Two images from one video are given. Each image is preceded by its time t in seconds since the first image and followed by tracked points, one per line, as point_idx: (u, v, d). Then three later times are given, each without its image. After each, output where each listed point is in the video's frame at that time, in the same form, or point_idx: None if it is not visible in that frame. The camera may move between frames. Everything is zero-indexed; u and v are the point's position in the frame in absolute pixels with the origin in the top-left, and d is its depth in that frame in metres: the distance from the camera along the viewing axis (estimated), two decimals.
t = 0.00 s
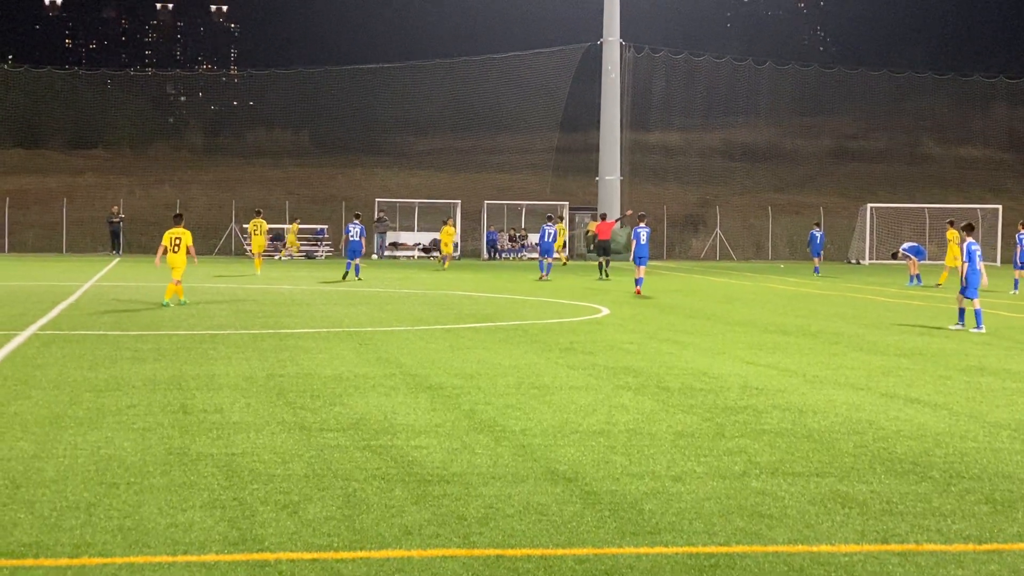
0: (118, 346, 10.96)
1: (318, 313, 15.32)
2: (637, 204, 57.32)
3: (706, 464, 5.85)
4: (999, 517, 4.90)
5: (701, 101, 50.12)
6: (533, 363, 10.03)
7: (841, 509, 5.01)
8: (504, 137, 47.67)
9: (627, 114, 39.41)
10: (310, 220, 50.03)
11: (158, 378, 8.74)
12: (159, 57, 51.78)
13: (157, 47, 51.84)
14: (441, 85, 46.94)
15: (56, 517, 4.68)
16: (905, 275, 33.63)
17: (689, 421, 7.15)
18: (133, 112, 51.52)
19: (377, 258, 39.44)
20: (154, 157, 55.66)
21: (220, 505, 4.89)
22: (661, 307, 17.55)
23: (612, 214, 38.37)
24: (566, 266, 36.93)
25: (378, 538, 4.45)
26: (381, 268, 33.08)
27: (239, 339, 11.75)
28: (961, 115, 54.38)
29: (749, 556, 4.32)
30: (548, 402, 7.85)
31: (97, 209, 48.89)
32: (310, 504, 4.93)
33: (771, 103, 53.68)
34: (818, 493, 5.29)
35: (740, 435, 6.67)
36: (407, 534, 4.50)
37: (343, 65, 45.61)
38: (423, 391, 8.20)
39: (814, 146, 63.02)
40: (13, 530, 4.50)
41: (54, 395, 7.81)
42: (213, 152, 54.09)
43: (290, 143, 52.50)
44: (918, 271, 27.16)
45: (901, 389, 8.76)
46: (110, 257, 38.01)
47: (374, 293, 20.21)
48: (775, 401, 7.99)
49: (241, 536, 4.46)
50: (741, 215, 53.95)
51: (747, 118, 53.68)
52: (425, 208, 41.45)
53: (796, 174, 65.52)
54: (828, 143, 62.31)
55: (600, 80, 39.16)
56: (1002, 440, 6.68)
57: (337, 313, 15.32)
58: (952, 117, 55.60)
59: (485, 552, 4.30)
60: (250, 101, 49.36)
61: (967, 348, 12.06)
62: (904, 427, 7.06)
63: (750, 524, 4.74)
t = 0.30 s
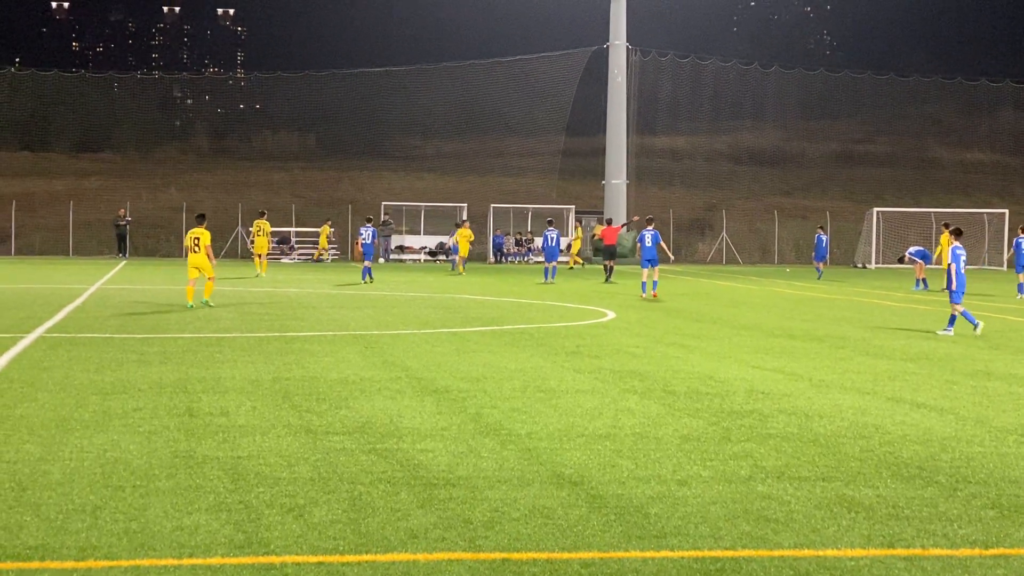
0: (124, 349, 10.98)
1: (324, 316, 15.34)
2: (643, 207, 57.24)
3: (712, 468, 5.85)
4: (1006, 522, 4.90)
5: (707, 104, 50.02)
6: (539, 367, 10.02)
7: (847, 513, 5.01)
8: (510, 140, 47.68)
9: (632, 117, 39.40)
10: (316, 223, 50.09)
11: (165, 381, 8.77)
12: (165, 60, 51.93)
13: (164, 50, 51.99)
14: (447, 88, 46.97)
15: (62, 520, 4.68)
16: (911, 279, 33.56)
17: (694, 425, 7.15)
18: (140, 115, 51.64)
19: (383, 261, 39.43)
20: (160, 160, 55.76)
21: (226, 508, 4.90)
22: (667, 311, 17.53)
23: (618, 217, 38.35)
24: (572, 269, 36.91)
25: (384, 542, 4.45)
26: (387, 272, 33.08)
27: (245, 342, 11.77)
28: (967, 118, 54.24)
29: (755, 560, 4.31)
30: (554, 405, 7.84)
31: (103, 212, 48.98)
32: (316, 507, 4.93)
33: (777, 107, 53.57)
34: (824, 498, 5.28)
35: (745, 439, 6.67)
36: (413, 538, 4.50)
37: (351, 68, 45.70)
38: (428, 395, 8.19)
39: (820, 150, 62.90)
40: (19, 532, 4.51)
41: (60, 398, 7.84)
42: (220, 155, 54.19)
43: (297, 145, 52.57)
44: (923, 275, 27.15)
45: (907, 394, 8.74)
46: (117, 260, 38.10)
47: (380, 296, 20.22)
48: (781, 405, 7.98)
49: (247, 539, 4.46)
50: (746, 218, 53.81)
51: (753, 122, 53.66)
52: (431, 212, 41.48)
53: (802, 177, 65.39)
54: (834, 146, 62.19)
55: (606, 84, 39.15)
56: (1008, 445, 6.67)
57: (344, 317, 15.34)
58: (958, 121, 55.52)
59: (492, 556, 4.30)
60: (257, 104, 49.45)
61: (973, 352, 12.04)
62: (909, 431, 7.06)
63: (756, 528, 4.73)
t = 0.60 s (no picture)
0: (130, 351, 11.01)
1: (330, 319, 15.35)
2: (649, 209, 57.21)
3: (718, 471, 5.85)
4: (1013, 525, 4.89)
5: (713, 107, 49.92)
6: (545, 369, 10.02)
7: (853, 515, 5.00)
8: (516, 143, 47.66)
9: (638, 120, 39.38)
10: (322, 225, 50.14)
11: (171, 383, 8.77)
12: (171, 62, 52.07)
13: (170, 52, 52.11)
14: (453, 91, 46.99)
15: (68, 522, 4.70)
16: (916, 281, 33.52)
17: (701, 427, 7.14)
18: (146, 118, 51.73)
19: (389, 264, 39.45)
20: (167, 162, 55.86)
21: (233, 510, 4.91)
22: (673, 314, 17.52)
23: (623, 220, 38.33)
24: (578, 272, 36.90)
25: (390, 543, 4.46)
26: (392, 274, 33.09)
27: (251, 344, 11.79)
28: (974, 120, 54.09)
29: (761, 563, 4.31)
30: (560, 408, 7.84)
31: (109, 214, 49.05)
32: (322, 509, 4.94)
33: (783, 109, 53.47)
34: (830, 500, 5.28)
35: (751, 442, 6.67)
36: (419, 540, 4.51)
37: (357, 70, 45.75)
38: (434, 397, 8.19)
39: (826, 152, 62.77)
40: (25, 533, 4.52)
41: (66, 400, 7.86)
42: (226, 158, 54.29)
43: (303, 148, 52.67)
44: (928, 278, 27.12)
45: (913, 397, 8.72)
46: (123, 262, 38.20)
47: (385, 298, 20.25)
48: (786, 408, 7.98)
49: (253, 541, 4.47)
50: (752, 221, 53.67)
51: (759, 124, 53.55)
52: (437, 214, 41.48)
53: (809, 180, 65.27)
54: (840, 149, 62.01)
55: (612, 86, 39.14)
56: (1014, 447, 6.65)
57: (350, 319, 15.34)
58: (964, 124, 55.38)
59: (497, 558, 4.30)
60: (263, 107, 49.52)
61: (979, 355, 12.01)
62: (915, 434, 7.04)
63: (762, 531, 4.73)
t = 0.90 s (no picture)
0: (138, 353, 11.03)
1: (337, 320, 15.36)
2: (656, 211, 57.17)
3: (725, 472, 5.85)
4: (1021, 527, 4.87)
5: (720, 108, 49.84)
6: (552, 371, 10.03)
7: (860, 517, 4.99)
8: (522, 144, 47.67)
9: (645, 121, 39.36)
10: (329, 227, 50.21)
11: (179, 386, 8.78)
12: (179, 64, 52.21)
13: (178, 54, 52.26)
14: (460, 93, 47.01)
15: (76, 523, 4.72)
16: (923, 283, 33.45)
17: (708, 429, 7.13)
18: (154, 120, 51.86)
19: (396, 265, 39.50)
20: (173, 164, 55.99)
21: (239, 511, 4.92)
22: (680, 315, 17.53)
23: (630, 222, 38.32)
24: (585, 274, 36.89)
25: (396, 545, 4.46)
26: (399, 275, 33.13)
27: (259, 346, 11.82)
28: (982, 122, 53.89)
29: (769, 565, 4.30)
30: (567, 410, 7.84)
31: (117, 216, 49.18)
32: (328, 511, 4.94)
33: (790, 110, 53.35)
34: (837, 502, 5.27)
35: (758, 443, 6.66)
36: (426, 542, 4.51)
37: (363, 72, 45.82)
38: (441, 399, 8.19)
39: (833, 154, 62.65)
40: (33, 535, 4.54)
41: (74, 402, 7.87)
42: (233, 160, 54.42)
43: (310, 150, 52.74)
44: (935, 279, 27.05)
45: (920, 399, 8.70)
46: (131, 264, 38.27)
47: (391, 300, 20.28)
48: (793, 409, 7.98)
49: (260, 543, 4.48)
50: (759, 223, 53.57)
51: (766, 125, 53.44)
52: (444, 216, 41.52)
53: (816, 181, 65.11)
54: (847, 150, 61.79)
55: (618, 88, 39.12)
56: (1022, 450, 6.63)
57: (356, 321, 15.36)
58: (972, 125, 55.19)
59: (504, 559, 4.30)
60: (270, 109, 49.62)
61: (986, 357, 11.99)
62: (922, 436, 7.02)
63: (769, 533, 4.72)
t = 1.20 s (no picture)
0: (146, 354, 11.07)
1: (346, 321, 15.40)
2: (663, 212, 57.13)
3: (732, 473, 5.84)
4: None
5: (727, 109, 49.79)
6: (560, 371, 10.04)
7: (868, 518, 4.98)
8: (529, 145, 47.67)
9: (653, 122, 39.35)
10: (336, 228, 50.31)
11: (186, 387, 8.79)
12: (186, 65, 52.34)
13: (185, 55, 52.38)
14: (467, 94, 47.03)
15: (84, 524, 4.73)
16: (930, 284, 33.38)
17: (716, 430, 7.13)
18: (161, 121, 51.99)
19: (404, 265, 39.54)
20: (181, 165, 56.14)
21: (247, 512, 4.93)
22: (687, 316, 17.55)
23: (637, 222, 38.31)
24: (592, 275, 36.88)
25: (403, 546, 4.47)
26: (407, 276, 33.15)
27: (267, 347, 11.85)
28: (991, 123, 53.74)
29: (777, 566, 4.29)
30: (574, 410, 7.84)
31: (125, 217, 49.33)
32: (336, 512, 4.95)
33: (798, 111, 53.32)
34: (845, 502, 5.27)
35: (766, 444, 6.65)
36: (433, 542, 4.52)
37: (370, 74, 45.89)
38: (448, 400, 8.20)
39: (841, 155, 62.54)
40: (40, 537, 4.55)
41: (82, 403, 7.89)
42: (240, 161, 54.59)
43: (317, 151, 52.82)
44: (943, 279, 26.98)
45: (927, 399, 8.69)
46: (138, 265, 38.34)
47: (399, 301, 20.32)
48: (801, 410, 7.97)
49: (268, 543, 4.49)
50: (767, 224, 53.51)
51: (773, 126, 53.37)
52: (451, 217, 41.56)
53: (823, 182, 65.00)
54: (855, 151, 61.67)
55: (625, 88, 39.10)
56: None
57: (364, 321, 15.39)
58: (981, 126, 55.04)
59: (511, 561, 4.31)
60: (277, 110, 49.74)
61: (993, 357, 11.96)
62: (931, 437, 7.01)
63: (776, 534, 4.71)
